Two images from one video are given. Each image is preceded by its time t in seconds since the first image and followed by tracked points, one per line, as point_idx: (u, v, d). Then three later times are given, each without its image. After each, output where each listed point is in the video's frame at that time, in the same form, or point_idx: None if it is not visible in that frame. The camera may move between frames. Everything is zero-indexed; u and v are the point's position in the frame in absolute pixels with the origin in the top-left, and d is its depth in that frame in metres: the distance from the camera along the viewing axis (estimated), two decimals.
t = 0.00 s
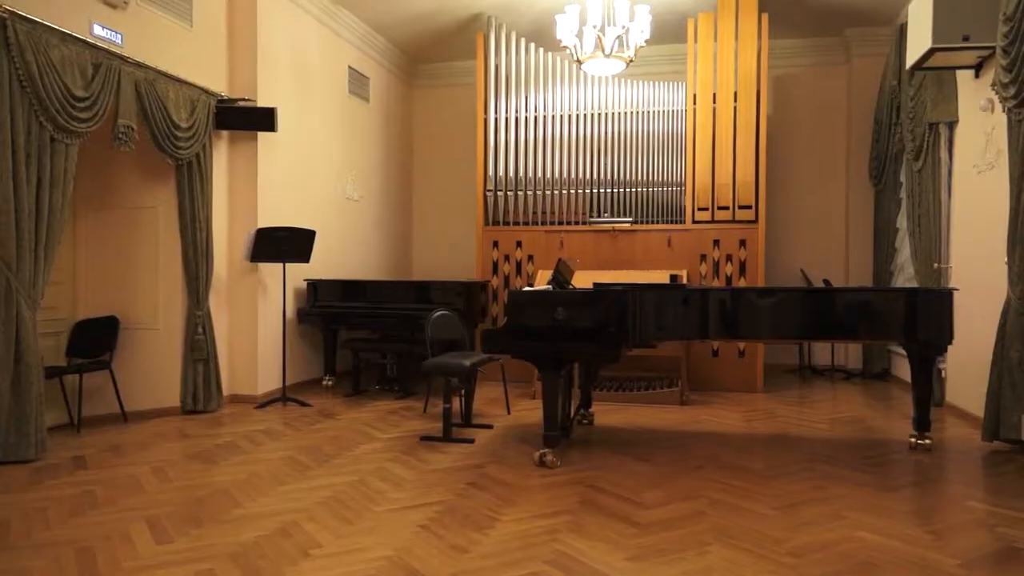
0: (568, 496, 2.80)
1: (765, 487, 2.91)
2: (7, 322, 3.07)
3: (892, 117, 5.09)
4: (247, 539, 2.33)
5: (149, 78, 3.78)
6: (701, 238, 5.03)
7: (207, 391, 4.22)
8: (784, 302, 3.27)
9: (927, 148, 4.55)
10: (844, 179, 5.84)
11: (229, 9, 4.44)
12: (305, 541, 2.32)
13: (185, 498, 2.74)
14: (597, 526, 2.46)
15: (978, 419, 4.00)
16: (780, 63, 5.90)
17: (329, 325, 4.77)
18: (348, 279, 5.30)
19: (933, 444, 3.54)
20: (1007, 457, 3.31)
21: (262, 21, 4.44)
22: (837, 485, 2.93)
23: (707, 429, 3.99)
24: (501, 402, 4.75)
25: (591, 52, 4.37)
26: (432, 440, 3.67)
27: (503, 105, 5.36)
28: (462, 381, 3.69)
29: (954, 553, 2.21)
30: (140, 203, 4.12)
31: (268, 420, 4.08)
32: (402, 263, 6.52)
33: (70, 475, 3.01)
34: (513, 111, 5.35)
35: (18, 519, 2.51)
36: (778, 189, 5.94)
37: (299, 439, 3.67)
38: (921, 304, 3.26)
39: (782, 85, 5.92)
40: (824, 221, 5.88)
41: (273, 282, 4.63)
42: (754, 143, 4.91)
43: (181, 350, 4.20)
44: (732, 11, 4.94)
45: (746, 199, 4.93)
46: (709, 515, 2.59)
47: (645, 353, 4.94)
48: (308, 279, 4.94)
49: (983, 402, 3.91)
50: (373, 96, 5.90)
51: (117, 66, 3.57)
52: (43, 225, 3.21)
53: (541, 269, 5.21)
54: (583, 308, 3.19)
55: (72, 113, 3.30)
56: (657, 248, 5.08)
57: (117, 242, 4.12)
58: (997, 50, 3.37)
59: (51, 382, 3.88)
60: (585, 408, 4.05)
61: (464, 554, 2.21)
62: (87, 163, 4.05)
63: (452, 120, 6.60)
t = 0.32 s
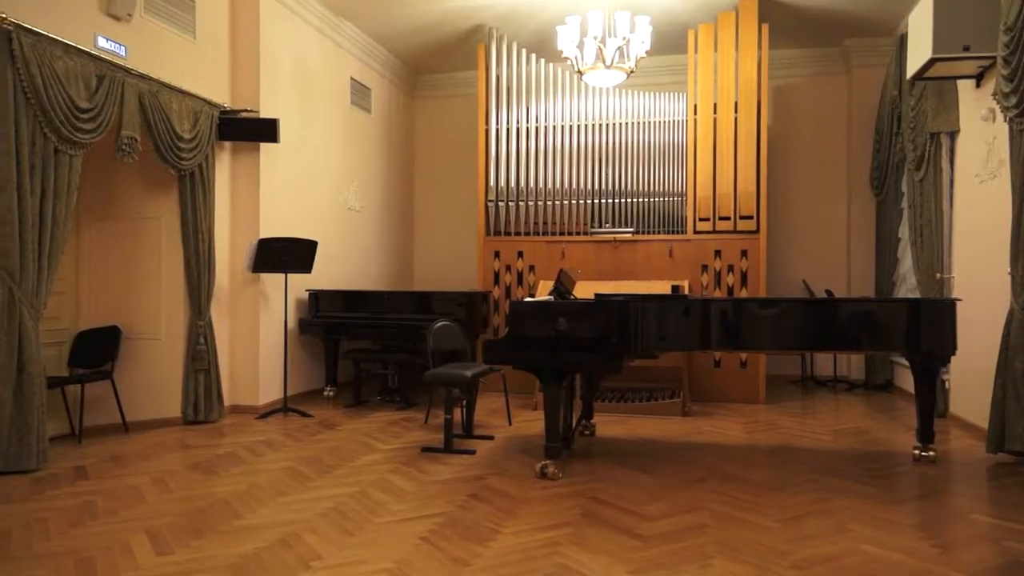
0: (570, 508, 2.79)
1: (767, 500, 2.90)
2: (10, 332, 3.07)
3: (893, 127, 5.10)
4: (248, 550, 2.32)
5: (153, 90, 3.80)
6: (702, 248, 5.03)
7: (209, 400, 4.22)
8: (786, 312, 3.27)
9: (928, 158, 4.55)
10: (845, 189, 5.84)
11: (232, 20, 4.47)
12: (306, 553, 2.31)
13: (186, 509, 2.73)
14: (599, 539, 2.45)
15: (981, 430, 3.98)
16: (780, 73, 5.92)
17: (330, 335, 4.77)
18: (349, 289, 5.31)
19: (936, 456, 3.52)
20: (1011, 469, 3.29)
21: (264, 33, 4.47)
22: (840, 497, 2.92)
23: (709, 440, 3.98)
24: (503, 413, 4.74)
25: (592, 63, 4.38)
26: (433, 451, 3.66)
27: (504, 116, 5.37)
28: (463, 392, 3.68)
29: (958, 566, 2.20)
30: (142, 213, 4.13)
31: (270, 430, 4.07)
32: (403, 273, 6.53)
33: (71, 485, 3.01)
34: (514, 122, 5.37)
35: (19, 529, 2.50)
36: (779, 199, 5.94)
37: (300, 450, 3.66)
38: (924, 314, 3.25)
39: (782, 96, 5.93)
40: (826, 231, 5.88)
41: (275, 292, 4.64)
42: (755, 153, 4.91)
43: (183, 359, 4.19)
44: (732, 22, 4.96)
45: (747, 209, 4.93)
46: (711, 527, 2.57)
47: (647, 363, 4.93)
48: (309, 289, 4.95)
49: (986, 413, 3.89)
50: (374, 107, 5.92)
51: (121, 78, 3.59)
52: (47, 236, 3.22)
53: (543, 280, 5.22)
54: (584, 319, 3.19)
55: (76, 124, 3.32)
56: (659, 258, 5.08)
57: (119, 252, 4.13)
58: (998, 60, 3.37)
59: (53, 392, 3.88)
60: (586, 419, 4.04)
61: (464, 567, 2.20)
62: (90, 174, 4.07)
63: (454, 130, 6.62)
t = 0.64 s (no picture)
0: (572, 537, 2.76)
1: (770, 528, 2.87)
2: (10, 358, 3.06)
3: (891, 154, 5.14)
4: None
5: (157, 116, 3.82)
6: (702, 273, 5.03)
7: (208, 426, 4.20)
8: (787, 338, 3.26)
9: (927, 184, 4.57)
10: (844, 214, 5.87)
11: (236, 48, 4.51)
12: None
13: (184, 537, 2.70)
14: (600, 568, 2.42)
15: (985, 457, 3.96)
16: (778, 101, 5.98)
17: (330, 361, 4.75)
18: (350, 315, 5.30)
19: (940, 483, 3.49)
20: (1016, 497, 3.27)
21: (268, 60, 4.52)
22: (844, 525, 2.89)
23: (711, 467, 3.95)
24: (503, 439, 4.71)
25: (592, 90, 4.42)
26: (433, 478, 3.63)
27: (505, 142, 5.41)
28: (464, 419, 3.66)
29: None
30: (144, 239, 4.14)
31: (268, 457, 4.04)
32: (404, 298, 6.52)
33: (68, 512, 2.98)
34: (515, 148, 5.40)
35: (15, 557, 2.47)
36: (779, 225, 5.97)
37: (299, 477, 3.63)
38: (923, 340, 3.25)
39: (781, 123, 5.98)
40: (826, 256, 5.90)
41: (275, 317, 4.63)
42: (755, 179, 4.94)
43: (182, 385, 4.18)
44: (731, 50, 5.02)
45: (747, 235, 4.95)
46: (714, 556, 2.55)
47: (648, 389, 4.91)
48: (310, 314, 4.94)
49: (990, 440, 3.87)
50: (376, 134, 5.96)
51: (126, 104, 3.61)
52: (49, 260, 3.22)
53: (544, 305, 5.22)
54: (585, 344, 3.19)
55: (80, 149, 3.33)
56: (659, 284, 5.09)
57: (120, 277, 4.13)
58: (995, 87, 3.40)
59: (51, 419, 3.86)
60: (588, 446, 4.02)
61: None
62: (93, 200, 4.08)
63: (455, 156, 6.66)
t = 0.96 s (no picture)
0: (574, 572, 2.73)
1: (775, 564, 2.83)
2: (9, 390, 3.04)
3: (890, 186, 5.17)
4: None
5: (161, 149, 3.85)
6: (704, 304, 5.03)
7: (207, 459, 4.16)
8: (788, 370, 3.25)
9: (927, 217, 4.59)
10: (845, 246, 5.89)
11: (241, 82, 4.56)
12: None
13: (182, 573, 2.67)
14: None
15: (991, 491, 3.92)
16: (776, 134, 6.04)
17: (330, 393, 4.73)
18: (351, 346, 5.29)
19: (946, 518, 3.45)
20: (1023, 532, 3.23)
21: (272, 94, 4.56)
22: (849, 561, 2.86)
23: (715, 501, 3.91)
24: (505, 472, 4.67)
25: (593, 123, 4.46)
26: (434, 512, 3.59)
27: (506, 175, 5.44)
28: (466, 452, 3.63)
29: None
30: (146, 270, 4.14)
31: (267, 491, 4.00)
32: (405, 329, 6.51)
33: (64, 547, 2.94)
34: (516, 180, 5.44)
35: None
36: (780, 256, 5.98)
37: (298, 511, 3.59)
38: (925, 374, 3.23)
39: (779, 155, 6.03)
40: (826, 287, 5.90)
41: (276, 349, 4.62)
42: (755, 211, 4.97)
43: (182, 417, 4.15)
44: (729, 84, 5.08)
45: (748, 266, 4.96)
46: None
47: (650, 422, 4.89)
48: (312, 346, 4.93)
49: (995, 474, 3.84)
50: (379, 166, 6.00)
51: (131, 137, 3.64)
52: (50, 291, 3.21)
53: (545, 337, 5.21)
54: (586, 377, 3.18)
55: (84, 181, 3.35)
56: (661, 315, 5.09)
57: (122, 309, 4.13)
58: (992, 120, 3.43)
59: (49, 452, 3.82)
60: (590, 479, 3.98)
61: None
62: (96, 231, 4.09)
63: (456, 188, 6.70)
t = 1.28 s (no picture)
0: None
1: None
2: None
3: (885, 222, 5.21)
4: None
5: (160, 183, 3.86)
6: (701, 339, 5.03)
7: (199, 496, 4.11)
8: (786, 406, 3.24)
9: (921, 252, 4.62)
10: (840, 281, 5.91)
11: (241, 117, 4.60)
12: None
13: None
14: None
15: (991, 528, 3.89)
16: (772, 169, 6.09)
17: (326, 428, 4.69)
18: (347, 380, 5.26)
19: (946, 555, 3.42)
20: None
21: (271, 129, 4.60)
22: None
23: (714, 538, 3.87)
24: (501, 509, 4.62)
25: (590, 158, 4.50)
26: (430, 549, 3.54)
27: (504, 209, 5.47)
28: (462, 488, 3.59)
29: None
30: (143, 305, 4.14)
31: (260, 527, 3.94)
32: (402, 363, 6.49)
33: None
34: (514, 215, 5.46)
35: None
36: (777, 290, 6.00)
37: (291, 548, 3.54)
38: (923, 411, 3.22)
39: (774, 191, 6.08)
40: (823, 322, 5.91)
41: (272, 383, 4.59)
42: (751, 245, 5.00)
43: (174, 452, 4.11)
44: (724, 121, 5.14)
45: (745, 300, 4.97)
46: None
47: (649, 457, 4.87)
48: (308, 380, 4.90)
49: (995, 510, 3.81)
50: (377, 200, 6.03)
51: (130, 171, 3.65)
52: (45, 325, 3.19)
53: (542, 371, 5.20)
54: (584, 413, 3.17)
55: (82, 215, 3.35)
56: (658, 349, 5.09)
57: (117, 343, 4.10)
58: (984, 157, 3.47)
59: (40, 488, 3.78)
60: (587, 515, 3.94)
61: None
62: (93, 265, 4.09)
63: (454, 222, 6.72)
